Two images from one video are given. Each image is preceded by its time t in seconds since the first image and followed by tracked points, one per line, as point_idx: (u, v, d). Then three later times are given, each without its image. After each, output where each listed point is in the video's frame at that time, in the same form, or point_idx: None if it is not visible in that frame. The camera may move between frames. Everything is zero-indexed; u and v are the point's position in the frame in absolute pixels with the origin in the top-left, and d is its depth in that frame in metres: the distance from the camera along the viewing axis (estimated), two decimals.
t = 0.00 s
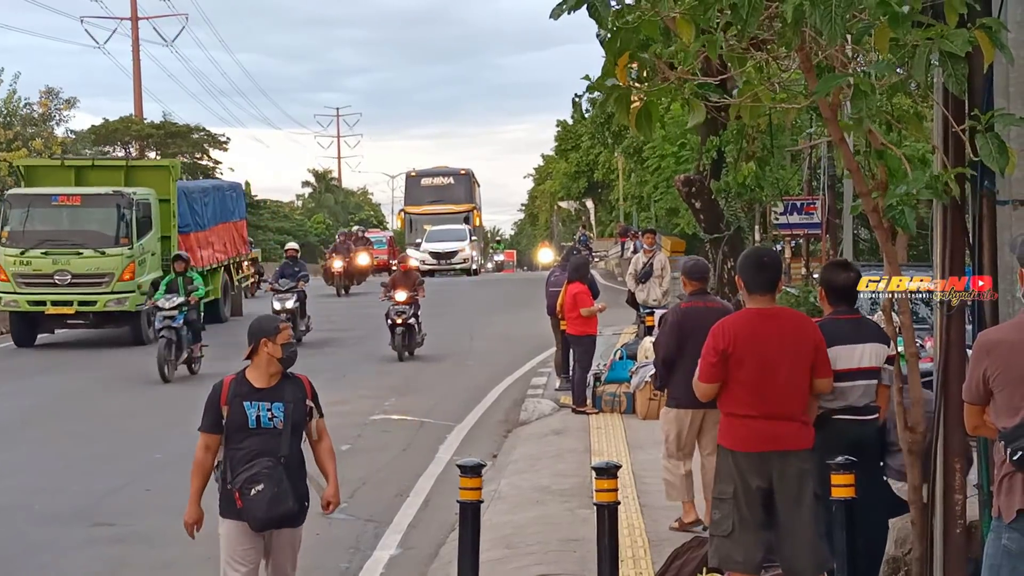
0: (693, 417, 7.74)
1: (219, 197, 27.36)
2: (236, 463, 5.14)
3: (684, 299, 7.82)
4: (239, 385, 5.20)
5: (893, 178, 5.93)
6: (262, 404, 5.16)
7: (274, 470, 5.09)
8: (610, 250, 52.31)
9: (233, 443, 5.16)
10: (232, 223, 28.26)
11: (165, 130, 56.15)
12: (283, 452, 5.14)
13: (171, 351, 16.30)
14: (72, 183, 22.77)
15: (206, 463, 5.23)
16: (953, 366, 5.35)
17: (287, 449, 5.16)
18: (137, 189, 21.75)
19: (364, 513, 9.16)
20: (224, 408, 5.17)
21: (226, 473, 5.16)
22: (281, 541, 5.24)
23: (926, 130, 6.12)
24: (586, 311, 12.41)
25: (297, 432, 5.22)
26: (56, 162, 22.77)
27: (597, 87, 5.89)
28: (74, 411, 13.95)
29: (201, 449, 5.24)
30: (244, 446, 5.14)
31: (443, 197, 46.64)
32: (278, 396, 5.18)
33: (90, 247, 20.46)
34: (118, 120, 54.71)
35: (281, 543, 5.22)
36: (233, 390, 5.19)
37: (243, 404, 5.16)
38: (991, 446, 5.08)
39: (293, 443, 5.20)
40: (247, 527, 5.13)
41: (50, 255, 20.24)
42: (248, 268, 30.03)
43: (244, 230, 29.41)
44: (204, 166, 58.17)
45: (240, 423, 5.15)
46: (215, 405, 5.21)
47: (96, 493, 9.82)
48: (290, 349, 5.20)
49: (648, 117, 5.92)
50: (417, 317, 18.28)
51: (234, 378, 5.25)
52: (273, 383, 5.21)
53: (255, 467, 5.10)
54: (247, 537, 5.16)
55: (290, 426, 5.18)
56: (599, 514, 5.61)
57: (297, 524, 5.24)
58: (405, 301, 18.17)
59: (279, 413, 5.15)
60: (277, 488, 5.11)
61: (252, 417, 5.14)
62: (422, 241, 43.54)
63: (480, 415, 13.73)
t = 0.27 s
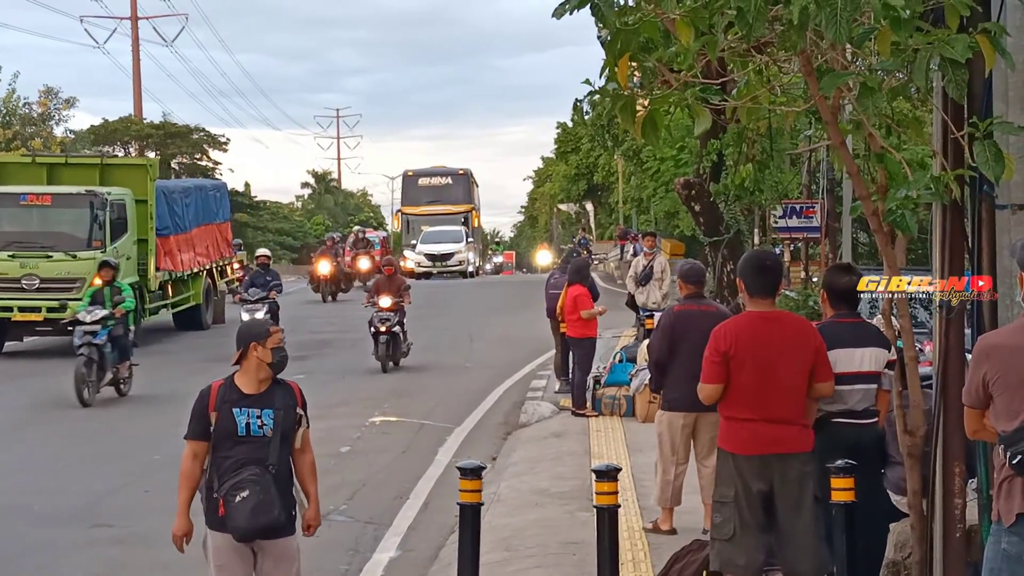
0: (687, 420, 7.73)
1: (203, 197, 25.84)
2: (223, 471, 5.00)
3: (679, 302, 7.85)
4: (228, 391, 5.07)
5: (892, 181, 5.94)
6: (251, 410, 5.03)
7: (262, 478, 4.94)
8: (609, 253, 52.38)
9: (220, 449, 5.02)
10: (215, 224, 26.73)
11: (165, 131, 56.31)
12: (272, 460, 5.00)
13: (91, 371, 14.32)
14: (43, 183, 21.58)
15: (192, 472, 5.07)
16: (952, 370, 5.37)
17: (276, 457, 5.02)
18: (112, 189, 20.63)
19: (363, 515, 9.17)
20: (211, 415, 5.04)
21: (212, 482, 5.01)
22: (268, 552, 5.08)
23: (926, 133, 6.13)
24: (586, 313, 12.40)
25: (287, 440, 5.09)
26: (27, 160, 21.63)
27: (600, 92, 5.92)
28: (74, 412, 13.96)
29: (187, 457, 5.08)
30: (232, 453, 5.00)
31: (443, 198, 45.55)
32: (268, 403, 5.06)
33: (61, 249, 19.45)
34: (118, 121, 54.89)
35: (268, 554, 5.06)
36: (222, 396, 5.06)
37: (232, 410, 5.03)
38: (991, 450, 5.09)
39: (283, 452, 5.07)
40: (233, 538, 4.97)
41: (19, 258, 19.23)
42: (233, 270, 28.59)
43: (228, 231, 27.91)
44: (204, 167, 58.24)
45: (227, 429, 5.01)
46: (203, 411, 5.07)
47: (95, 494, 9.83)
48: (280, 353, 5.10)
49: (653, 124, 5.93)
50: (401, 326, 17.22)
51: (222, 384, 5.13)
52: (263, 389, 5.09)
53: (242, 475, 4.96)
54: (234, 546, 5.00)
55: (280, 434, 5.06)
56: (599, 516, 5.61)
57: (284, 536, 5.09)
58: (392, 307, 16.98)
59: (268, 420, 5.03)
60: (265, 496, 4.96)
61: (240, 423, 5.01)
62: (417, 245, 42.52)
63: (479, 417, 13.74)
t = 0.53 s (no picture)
0: (671, 422, 7.80)
1: (182, 197, 24.05)
2: (218, 480, 4.89)
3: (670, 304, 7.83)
4: (225, 396, 4.93)
5: (894, 187, 5.91)
6: (248, 418, 4.90)
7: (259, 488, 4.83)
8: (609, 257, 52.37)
9: (216, 458, 4.89)
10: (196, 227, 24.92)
11: (166, 132, 56.40)
12: (269, 470, 4.89)
13: None
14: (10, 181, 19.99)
15: (189, 475, 4.91)
16: (952, 376, 5.34)
17: (273, 467, 4.91)
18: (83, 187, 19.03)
19: (361, 517, 9.15)
20: (208, 422, 4.91)
21: (207, 492, 4.89)
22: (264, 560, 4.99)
23: (929, 139, 6.11)
24: (586, 316, 12.37)
25: (285, 447, 4.97)
26: None
27: (603, 96, 5.91)
28: (72, 412, 13.93)
29: (183, 463, 4.92)
30: (229, 462, 4.88)
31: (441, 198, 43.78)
32: (266, 410, 4.93)
33: (26, 251, 17.87)
34: (119, 122, 55.03)
35: (264, 564, 4.97)
36: (219, 402, 4.92)
37: (230, 417, 4.90)
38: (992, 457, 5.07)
39: (280, 460, 4.95)
40: (229, 548, 4.88)
41: None
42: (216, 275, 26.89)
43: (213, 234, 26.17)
44: (204, 168, 58.26)
45: (223, 437, 4.88)
46: (199, 417, 4.94)
47: (93, 493, 9.81)
48: (280, 359, 4.94)
49: (657, 129, 5.88)
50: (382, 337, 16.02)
51: (219, 388, 4.98)
52: (261, 395, 4.95)
53: (239, 486, 4.84)
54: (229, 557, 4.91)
55: (278, 441, 4.93)
56: (597, 520, 5.59)
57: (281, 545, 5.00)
58: (371, 316, 15.91)
59: (266, 428, 4.90)
60: (262, 508, 4.85)
61: (237, 431, 4.88)
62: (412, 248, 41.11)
63: (478, 420, 13.72)
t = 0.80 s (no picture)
0: (668, 429, 7.80)
1: (160, 200, 22.55)
2: (224, 494, 4.76)
3: (665, 312, 7.81)
4: (232, 410, 4.83)
5: (897, 195, 5.92)
6: (256, 431, 4.80)
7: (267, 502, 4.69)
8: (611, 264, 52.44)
9: (222, 471, 4.77)
10: (174, 232, 23.26)
11: (170, 137, 56.55)
12: (277, 486, 4.78)
13: None
14: None
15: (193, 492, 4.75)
16: (955, 386, 5.36)
17: (281, 483, 4.79)
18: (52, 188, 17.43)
19: (362, 523, 9.15)
20: (214, 435, 4.80)
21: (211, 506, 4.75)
22: None
23: (933, 148, 6.11)
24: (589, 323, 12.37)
25: (292, 464, 4.86)
26: None
27: (606, 102, 5.92)
28: (75, 416, 13.94)
29: (187, 478, 4.77)
30: (235, 477, 4.76)
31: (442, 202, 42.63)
32: (275, 425, 4.83)
33: None
34: (122, 126, 55.20)
35: None
36: (225, 416, 4.82)
37: (236, 431, 4.79)
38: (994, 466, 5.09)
39: (287, 478, 4.84)
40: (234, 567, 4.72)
41: None
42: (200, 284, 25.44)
43: (194, 240, 24.53)
44: (207, 173, 58.36)
45: (230, 450, 4.77)
46: (204, 430, 4.82)
47: (95, 498, 9.80)
48: (291, 372, 4.88)
49: (657, 134, 5.87)
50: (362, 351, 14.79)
51: (225, 402, 4.88)
52: (269, 409, 4.85)
53: (245, 501, 4.71)
54: None
55: (285, 458, 4.83)
56: (599, 527, 5.59)
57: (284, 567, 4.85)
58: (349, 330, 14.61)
59: (274, 443, 4.80)
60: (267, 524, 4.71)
61: (244, 444, 4.77)
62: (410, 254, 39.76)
63: (480, 426, 13.72)
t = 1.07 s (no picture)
0: (676, 439, 7.79)
1: (142, 208, 21.64)
2: (230, 510, 4.68)
3: (672, 323, 7.80)
4: (235, 420, 4.73)
5: (908, 207, 5.93)
6: (261, 444, 4.70)
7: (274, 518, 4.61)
8: (620, 274, 52.44)
9: (227, 486, 4.69)
10: (158, 240, 22.39)
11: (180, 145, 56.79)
12: (284, 501, 4.68)
13: None
14: None
15: (189, 507, 4.73)
16: (965, 399, 5.37)
17: (288, 497, 4.70)
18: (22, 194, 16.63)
19: (370, 532, 9.15)
20: (217, 446, 4.70)
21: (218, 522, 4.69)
22: None
23: (944, 159, 6.11)
24: (598, 333, 12.37)
25: (299, 476, 4.76)
26: None
27: (617, 112, 5.96)
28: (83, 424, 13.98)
29: (185, 490, 4.74)
30: (240, 491, 4.67)
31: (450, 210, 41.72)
32: (280, 436, 4.72)
33: None
34: (132, 134, 55.48)
35: None
36: (228, 427, 4.72)
37: (240, 442, 4.69)
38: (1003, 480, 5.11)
39: (295, 491, 4.74)
40: None
41: None
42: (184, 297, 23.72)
43: (178, 249, 23.51)
44: (217, 181, 58.53)
45: (235, 465, 4.68)
46: (207, 440, 4.74)
47: (103, 506, 9.83)
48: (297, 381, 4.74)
49: (669, 142, 5.89)
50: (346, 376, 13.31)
51: (230, 412, 4.78)
52: (275, 420, 4.74)
53: (252, 517, 4.64)
54: None
55: (292, 470, 4.72)
56: (608, 537, 5.59)
57: None
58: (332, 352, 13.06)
59: (280, 455, 4.69)
60: (275, 540, 4.63)
61: (250, 458, 4.68)
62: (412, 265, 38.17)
63: (489, 436, 13.72)
